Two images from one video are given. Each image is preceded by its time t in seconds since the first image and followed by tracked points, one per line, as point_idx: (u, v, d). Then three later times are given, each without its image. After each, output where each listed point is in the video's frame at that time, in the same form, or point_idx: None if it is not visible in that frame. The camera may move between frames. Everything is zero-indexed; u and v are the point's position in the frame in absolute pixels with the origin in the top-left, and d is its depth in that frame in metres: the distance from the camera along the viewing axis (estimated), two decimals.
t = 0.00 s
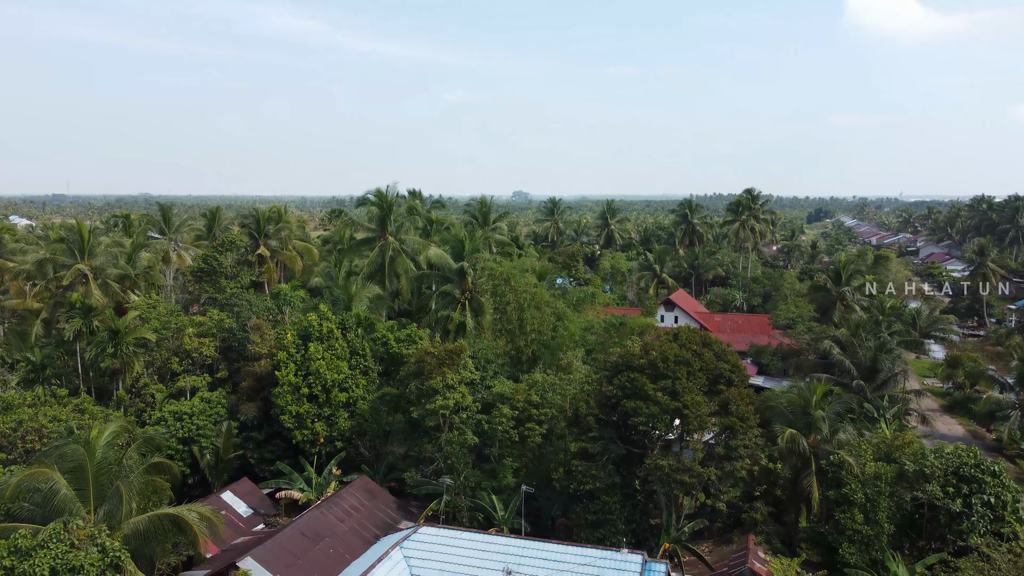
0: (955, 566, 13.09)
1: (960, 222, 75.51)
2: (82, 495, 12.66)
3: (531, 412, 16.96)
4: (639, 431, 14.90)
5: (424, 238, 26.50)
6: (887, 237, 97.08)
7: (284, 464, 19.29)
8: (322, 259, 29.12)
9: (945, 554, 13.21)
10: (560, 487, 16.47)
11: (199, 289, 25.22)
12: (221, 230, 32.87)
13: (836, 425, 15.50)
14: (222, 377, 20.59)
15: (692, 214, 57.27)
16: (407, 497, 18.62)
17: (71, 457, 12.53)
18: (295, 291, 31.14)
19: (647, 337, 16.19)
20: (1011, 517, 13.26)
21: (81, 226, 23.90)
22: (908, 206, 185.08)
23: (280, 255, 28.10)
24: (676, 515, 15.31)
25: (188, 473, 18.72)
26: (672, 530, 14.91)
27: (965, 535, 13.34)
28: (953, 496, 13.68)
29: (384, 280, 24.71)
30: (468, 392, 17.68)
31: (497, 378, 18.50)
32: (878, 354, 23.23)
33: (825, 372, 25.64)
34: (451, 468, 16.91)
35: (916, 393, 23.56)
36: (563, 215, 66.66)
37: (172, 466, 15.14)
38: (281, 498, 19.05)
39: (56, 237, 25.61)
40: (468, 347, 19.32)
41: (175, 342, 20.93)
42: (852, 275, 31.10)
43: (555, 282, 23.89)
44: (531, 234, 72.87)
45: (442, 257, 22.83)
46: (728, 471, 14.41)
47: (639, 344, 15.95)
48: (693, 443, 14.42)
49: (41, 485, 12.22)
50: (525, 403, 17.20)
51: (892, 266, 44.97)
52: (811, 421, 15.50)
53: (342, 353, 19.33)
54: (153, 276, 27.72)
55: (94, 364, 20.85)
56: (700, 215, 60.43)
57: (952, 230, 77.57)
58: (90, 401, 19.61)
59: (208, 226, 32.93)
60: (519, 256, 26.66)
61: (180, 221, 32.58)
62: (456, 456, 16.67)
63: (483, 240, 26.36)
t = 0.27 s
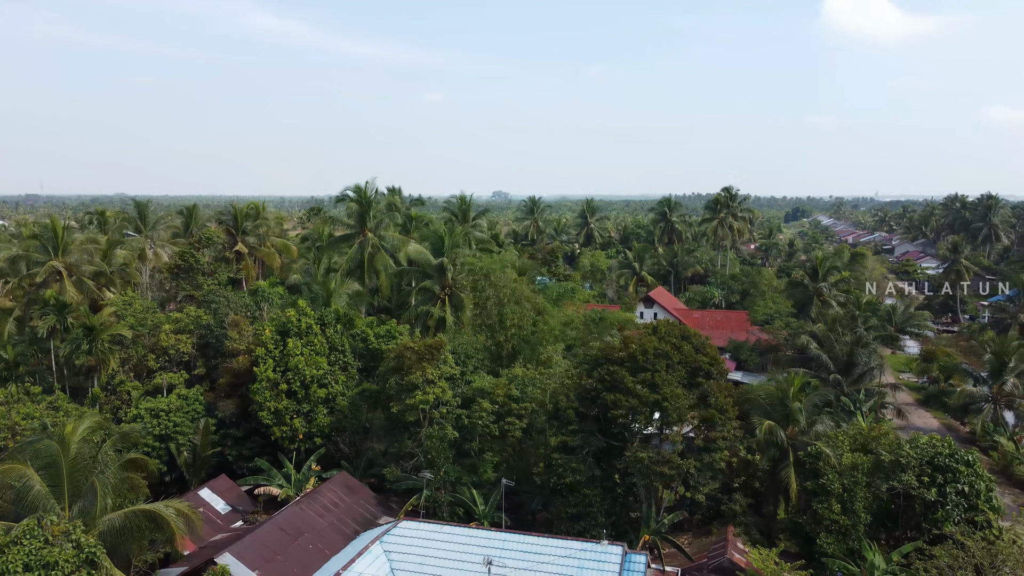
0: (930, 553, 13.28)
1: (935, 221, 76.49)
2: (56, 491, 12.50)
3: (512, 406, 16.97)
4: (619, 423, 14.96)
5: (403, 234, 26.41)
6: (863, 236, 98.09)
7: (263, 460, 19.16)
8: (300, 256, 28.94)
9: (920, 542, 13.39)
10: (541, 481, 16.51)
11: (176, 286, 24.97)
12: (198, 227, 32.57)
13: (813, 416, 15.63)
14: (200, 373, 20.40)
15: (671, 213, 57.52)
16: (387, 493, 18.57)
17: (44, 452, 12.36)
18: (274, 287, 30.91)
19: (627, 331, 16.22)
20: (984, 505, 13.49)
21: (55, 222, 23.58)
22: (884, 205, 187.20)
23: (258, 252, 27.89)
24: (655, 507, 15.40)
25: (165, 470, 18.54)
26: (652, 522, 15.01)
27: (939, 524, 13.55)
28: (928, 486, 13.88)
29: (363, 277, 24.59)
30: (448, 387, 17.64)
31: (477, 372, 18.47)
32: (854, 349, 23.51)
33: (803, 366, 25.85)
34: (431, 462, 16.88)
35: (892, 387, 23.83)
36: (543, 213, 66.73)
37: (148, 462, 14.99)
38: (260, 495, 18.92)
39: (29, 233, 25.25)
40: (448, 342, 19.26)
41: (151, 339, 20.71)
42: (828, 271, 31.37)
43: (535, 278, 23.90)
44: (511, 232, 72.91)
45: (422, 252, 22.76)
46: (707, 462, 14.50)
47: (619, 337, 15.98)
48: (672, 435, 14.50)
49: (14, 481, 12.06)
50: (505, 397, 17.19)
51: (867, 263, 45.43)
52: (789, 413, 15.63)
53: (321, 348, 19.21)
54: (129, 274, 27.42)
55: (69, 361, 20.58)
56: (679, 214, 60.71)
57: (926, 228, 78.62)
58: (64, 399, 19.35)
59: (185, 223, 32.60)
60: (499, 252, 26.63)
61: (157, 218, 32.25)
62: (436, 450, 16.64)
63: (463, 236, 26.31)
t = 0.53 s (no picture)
0: (906, 542, 13.43)
1: (909, 219, 77.52)
2: (30, 488, 12.31)
3: (492, 401, 16.99)
4: (599, 416, 15.00)
5: (382, 230, 26.30)
6: (839, 235, 99.65)
7: (241, 457, 19.00)
8: (279, 253, 28.77)
9: (896, 531, 13.53)
10: (521, 476, 16.53)
11: (152, 282, 24.70)
12: (175, 224, 32.24)
13: (791, 408, 15.76)
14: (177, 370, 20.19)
15: (650, 211, 57.74)
16: (367, 489, 18.51)
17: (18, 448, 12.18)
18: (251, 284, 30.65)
19: (607, 324, 16.26)
20: (958, 494, 13.68)
21: (28, 218, 23.23)
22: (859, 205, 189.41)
23: (235, 248, 27.65)
24: (636, 500, 15.48)
25: (142, 468, 18.34)
26: (631, 515, 15.08)
27: (915, 513, 13.72)
28: (904, 476, 14.03)
29: (343, 273, 24.45)
30: (428, 382, 17.60)
31: (457, 367, 18.45)
32: (831, 343, 23.75)
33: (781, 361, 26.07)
34: (411, 457, 16.82)
35: (869, 380, 24.09)
36: (522, 212, 66.75)
37: (124, 459, 14.83)
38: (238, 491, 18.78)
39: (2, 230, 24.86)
40: (428, 338, 19.21)
41: (127, 335, 20.46)
42: (805, 267, 31.64)
43: (515, 273, 23.92)
44: (491, 231, 72.79)
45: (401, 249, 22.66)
46: (686, 454, 14.58)
47: (599, 330, 15.99)
48: (652, 428, 14.57)
49: None
50: (485, 392, 17.21)
51: (844, 261, 45.87)
52: (767, 405, 15.72)
53: (300, 344, 19.06)
54: (104, 271, 27.09)
55: (42, 359, 20.28)
56: (658, 212, 61.00)
57: (901, 226, 79.70)
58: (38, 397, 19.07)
59: (161, 220, 32.27)
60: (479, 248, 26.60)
61: (132, 215, 31.88)
62: (416, 445, 16.58)
63: (443, 231, 26.26)
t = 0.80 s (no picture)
0: (883, 531, 13.58)
1: (885, 218, 78.49)
2: (3, 485, 12.10)
3: (472, 395, 16.98)
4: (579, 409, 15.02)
5: (361, 226, 26.18)
6: (816, 234, 100.68)
7: (219, 454, 18.84)
8: (256, 249, 28.55)
9: (873, 521, 13.68)
10: (502, 470, 16.53)
11: (128, 279, 24.41)
12: (150, 221, 31.86)
13: (769, 400, 15.88)
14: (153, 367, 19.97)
15: (629, 209, 57.92)
16: (347, 485, 18.43)
17: None
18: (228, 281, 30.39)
19: (587, 318, 16.27)
20: (933, 484, 13.85)
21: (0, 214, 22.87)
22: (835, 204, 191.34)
23: (212, 245, 27.40)
24: (616, 493, 15.53)
25: (118, 466, 18.12)
26: (612, 508, 15.14)
27: (891, 502, 13.88)
28: (880, 466, 14.19)
29: (322, 269, 24.30)
30: (408, 377, 17.55)
31: (437, 362, 18.40)
32: (809, 338, 23.94)
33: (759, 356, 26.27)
34: (391, 452, 16.76)
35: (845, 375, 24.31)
36: (502, 210, 66.69)
37: (100, 456, 14.65)
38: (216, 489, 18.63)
39: None
40: (407, 333, 19.14)
41: (102, 332, 20.19)
42: (783, 264, 31.90)
43: (494, 269, 23.93)
44: (471, 229, 72.67)
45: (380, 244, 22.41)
46: (666, 447, 14.65)
47: (579, 324, 16.00)
48: (632, 421, 14.62)
49: None
50: (465, 386, 17.18)
51: (820, 258, 46.29)
52: (745, 398, 15.80)
53: (278, 340, 18.91)
54: (78, 269, 26.73)
55: (15, 357, 19.97)
56: (637, 210, 61.24)
57: (877, 225, 80.70)
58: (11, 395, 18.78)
59: (136, 217, 31.91)
60: (458, 244, 26.58)
61: (107, 212, 31.50)
62: (396, 440, 16.52)
63: (422, 227, 26.19)
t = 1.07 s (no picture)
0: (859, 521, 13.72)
1: (861, 217, 79.33)
2: None
3: (452, 390, 16.95)
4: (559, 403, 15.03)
5: (340, 223, 26.04)
6: (793, 233, 101.55)
7: (196, 452, 18.67)
8: (234, 246, 28.30)
9: (850, 511, 13.81)
10: (482, 465, 16.52)
11: (102, 276, 24.10)
12: (125, 218, 31.50)
13: (747, 393, 15.99)
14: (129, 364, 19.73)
15: (608, 207, 58.07)
16: (326, 481, 18.34)
17: None
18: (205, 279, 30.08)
19: (566, 312, 16.29)
20: (909, 474, 14.00)
21: None
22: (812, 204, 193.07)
23: (189, 242, 27.13)
24: (596, 486, 15.58)
25: (93, 464, 17.90)
26: (592, 501, 15.18)
27: (868, 493, 14.02)
28: (857, 457, 14.33)
29: (300, 265, 24.15)
30: (387, 372, 17.47)
31: (416, 357, 18.34)
32: (786, 333, 24.12)
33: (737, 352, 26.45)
34: (371, 448, 16.69)
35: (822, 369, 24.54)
36: (482, 209, 66.64)
37: (75, 453, 14.48)
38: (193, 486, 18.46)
39: None
40: (387, 329, 19.06)
41: (77, 330, 19.92)
42: (760, 260, 32.13)
43: (474, 265, 23.89)
44: (450, 228, 72.51)
45: (360, 240, 22.44)
46: (645, 439, 14.71)
47: (558, 318, 16.00)
48: (611, 414, 14.66)
49: None
50: (445, 381, 17.14)
51: (798, 255, 46.68)
52: (724, 391, 15.89)
53: (256, 336, 18.75)
54: (52, 266, 26.35)
55: None
56: (616, 208, 61.44)
57: (853, 224, 81.56)
58: None
59: (111, 214, 31.51)
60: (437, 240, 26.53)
61: (81, 209, 31.08)
62: (376, 435, 16.45)
63: (401, 224, 26.10)
